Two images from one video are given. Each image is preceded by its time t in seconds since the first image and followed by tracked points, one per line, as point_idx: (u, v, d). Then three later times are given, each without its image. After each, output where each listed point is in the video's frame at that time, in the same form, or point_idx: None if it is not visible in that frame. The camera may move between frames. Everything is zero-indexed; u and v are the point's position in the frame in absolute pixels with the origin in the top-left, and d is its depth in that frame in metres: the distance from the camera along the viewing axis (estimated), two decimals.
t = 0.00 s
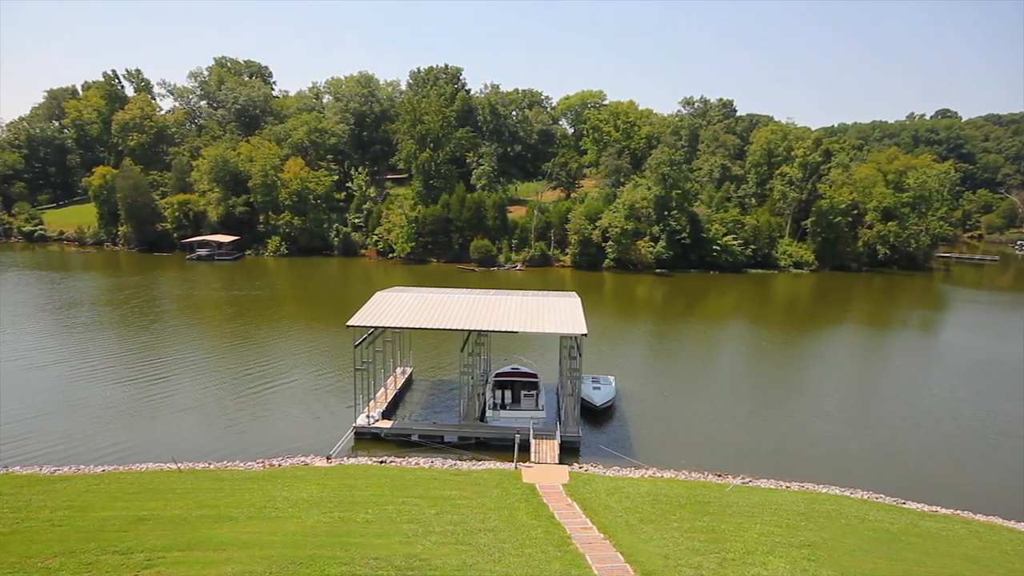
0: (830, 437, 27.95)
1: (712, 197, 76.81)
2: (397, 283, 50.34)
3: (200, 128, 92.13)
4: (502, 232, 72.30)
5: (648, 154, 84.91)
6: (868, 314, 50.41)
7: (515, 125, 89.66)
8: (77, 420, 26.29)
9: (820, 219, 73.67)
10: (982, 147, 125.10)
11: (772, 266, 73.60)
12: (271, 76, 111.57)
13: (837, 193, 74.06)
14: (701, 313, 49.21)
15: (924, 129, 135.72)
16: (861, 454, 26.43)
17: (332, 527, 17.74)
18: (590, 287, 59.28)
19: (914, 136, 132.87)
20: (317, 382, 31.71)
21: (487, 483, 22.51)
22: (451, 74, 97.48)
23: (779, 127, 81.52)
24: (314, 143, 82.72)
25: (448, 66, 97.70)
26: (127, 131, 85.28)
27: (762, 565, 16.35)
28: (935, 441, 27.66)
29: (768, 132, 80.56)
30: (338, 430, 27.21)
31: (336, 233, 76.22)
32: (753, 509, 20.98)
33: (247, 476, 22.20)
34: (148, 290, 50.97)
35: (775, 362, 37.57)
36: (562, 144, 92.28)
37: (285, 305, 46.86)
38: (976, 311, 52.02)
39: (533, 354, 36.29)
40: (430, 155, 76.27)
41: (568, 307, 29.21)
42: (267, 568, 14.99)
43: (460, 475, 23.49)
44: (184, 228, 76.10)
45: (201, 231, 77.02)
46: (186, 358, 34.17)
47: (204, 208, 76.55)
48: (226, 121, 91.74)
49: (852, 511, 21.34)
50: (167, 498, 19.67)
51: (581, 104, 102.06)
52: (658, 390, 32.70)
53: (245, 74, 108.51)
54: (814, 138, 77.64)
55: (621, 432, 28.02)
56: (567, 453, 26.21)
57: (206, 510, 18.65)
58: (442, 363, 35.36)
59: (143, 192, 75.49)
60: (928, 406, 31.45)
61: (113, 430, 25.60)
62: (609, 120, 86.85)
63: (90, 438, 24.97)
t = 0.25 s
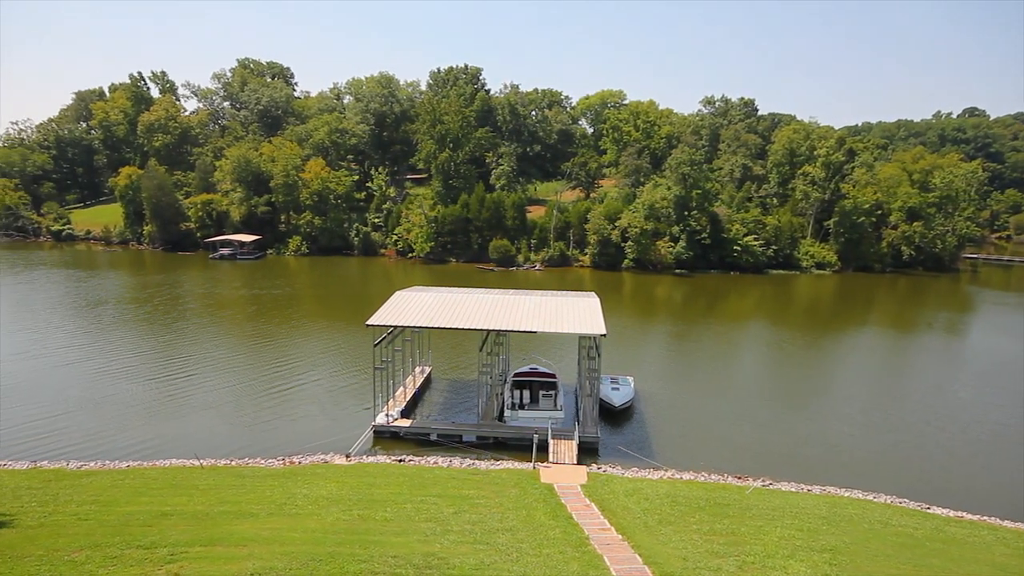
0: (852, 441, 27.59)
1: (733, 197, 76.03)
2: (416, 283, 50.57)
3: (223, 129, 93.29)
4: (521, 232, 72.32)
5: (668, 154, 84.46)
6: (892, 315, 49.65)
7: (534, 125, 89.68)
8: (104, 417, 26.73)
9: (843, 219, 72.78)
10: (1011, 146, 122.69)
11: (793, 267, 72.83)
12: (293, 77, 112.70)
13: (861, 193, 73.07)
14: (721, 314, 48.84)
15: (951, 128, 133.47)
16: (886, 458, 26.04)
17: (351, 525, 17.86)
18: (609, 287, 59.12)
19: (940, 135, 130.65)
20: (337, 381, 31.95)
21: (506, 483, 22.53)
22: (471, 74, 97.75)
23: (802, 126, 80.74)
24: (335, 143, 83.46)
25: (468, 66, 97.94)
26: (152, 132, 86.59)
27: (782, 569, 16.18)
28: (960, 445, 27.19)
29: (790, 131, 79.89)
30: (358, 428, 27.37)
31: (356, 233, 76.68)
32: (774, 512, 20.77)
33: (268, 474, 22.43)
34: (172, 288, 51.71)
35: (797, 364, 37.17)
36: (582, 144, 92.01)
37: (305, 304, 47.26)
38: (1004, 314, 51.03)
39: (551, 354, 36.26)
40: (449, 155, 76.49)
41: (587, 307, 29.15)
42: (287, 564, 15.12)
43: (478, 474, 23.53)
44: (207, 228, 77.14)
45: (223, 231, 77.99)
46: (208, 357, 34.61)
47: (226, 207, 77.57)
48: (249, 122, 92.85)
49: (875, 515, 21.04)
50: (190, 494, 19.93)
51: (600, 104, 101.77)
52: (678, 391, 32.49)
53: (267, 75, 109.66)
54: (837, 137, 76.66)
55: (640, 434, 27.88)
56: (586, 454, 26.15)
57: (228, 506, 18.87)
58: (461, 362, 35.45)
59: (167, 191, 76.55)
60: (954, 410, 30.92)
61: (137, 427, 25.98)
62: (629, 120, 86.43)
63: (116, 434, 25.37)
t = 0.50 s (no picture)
0: (875, 444, 27.22)
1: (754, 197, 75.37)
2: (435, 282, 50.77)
3: (246, 130, 94.41)
4: (540, 232, 72.29)
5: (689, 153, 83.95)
6: (916, 317, 48.91)
7: (554, 125, 89.66)
8: (129, 414, 27.15)
9: (866, 220, 71.90)
10: None
11: (815, 267, 72.01)
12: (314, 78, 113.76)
13: (885, 193, 72.04)
14: (741, 315, 48.44)
15: (978, 126, 131.07)
16: (909, 462, 25.68)
17: (369, 522, 17.97)
18: (628, 287, 58.89)
19: (967, 134, 128.41)
20: (356, 379, 32.18)
21: (524, 483, 22.52)
22: (490, 75, 97.92)
23: (825, 125, 79.86)
24: (355, 144, 84.13)
25: (487, 66, 98.15)
26: (177, 133, 87.78)
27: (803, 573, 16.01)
28: (986, 450, 26.70)
29: (813, 130, 79.08)
30: (377, 426, 27.53)
31: (376, 233, 77.14)
32: (794, 515, 20.55)
33: (288, 471, 22.64)
34: (195, 287, 52.42)
35: (818, 366, 36.74)
36: (602, 144, 91.77)
37: (325, 303, 47.65)
38: None
39: (570, 354, 36.18)
40: (469, 155, 76.69)
41: (606, 307, 29.06)
42: (307, 561, 15.26)
43: (497, 473, 23.57)
44: (229, 227, 78.12)
45: (245, 230, 78.95)
46: (230, 354, 35.06)
47: (249, 207, 78.63)
48: (271, 123, 93.90)
49: (899, 520, 20.73)
50: (212, 490, 20.20)
51: (620, 104, 101.41)
52: (697, 393, 32.30)
53: (289, 76, 110.75)
54: (861, 136, 75.79)
55: (658, 435, 27.74)
56: (604, 455, 26.08)
57: (249, 503, 19.09)
58: (480, 362, 35.53)
59: (191, 192, 77.58)
60: (979, 413, 30.39)
61: (162, 424, 26.35)
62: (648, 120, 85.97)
63: (140, 431, 25.74)
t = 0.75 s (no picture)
0: (898, 448, 26.81)
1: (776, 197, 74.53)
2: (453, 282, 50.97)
3: (268, 130, 95.50)
4: (559, 232, 72.22)
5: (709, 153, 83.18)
6: (941, 319, 48.05)
7: (573, 125, 89.53)
8: (152, 411, 27.54)
9: (890, 220, 70.82)
10: None
11: (838, 268, 71.05)
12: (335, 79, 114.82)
13: (910, 193, 70.88)
14: (761, 316, 47.99)
15: (1007, 125, 128.39)
16: (933, 467, 25.25)
17: (388, 520, 18.10)
18: (647, 288, 58.58)
19: (995, 132, 125.86)
20: (375, 378, 32.40)
21: (541, 483, 22.53)
22: (509, 75, 98.01)
23: (848, 124, 78.84)
24: (375, 144, 84.73)
25: (506, 66, 98.33)
26: (201, 134, 89.58)
27: None
28: (1014, 456, 26.17)
29: (836, 129, 78.12)
30: (396, 425, 27.68)
31: (395, 233, 77.58)
32: (815, 519, 20.30)
33: (308, 468, 22.89)
34: (217, 286, 53.14)
35: (839, 368, 36.27)
36: (621, 144, 91.43)
37: (345, 302, 48.02)
38: None
39: (588, 355, 36.11)
40: (488, 155, 76.86)
41: (625, 307, 28.97)
42: (327, 557, 15.41)
43: (514, 473, 23.61)
44: (251, 227, 79.04)
45: (267, 230, 79.87)
46: (252, 353, 35.48)
47: (270, 207, 79.54)
48: (292, 123, 94.93)
49: (923, 526, 20.39)
50: (234, 486, 20.47)
51: (640, 104, 100.88)
52: (716, 394, 32.02)
53: (310, 78, 111.81)
54: (885, 134, 74.69)
55: (677, 436, 27.57)
56: (622, 456, 26.00)
57: (270, 499, 19.34)
58: (498, 361, 35.59)
59: (215, 192, 78.69)
60: (1007, 418, 29.80)
61: (184, 421, 26.71)
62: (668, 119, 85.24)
63: (163, 428, 26.10)
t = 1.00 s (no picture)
0: (922, 453, 26.35)
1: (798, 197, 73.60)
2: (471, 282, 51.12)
3: (289, 131, 96.63)
4: (577, 232, 72.07)
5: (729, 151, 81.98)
6: (967, 322, 47.11)
7: (592, 125, 89.33)
8: (175, 408, 28.01)
9: (916, 220, 69.59)
10: None
11: (861, 269, 69.99)
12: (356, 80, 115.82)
13: (937, 193, 69.57)
14: (782, 317, 47.47)
15: None
16: (959, 472, 24.77)
17: (406, 518, 18.22)
18: (666, 288, 58.21)
19: None
20: (393, 377, 32.64)
21: (559, 483, 22.51)
22: (528, 75, 98.07)
23: (872, 123, 77.72)
24: (395, 144, 85.32)
25: (526, 66, 98.44)
26: (224, 135, 91.07)
27: None
28: None
29: (859, 129, 77.06)
30: (413, 424, 27.85)
31: (414, 232, 78.00)
32: (837, 524, 20.02)
33: (328, 465, 23.12)
34: (239, 284, 53.85)
35: (862, 371, 35.76)
36: (640, 143, 91.01)
37: (364, 301, 48.40)
38: None
39: (606, 355, 36.00)
40: (506, 155, 76.98)
41: (643, 308, 28.84)
42: (345, 554, 15.54)
43: (532, 473, 23.62)
44: (273, 226, 79.98)
45: (288, 230, 80.80)
46: (272, 351, 35.93)
47: (292, 207, 80.45)
48: (314, 124, 95.97)
49: (949, 532, 20.00)
50: (255, 483, 20.75)
51: (659, 103, 100.22)
52: (736, 396, 31.75)
53: (331, 79, 112.86)
54: (911, 133, 73.78)
55: (696, 438, 27.38)
56: (640, 457, 25.89)
57: (290, 495, 19.58)
58: (515, 361, 35.63)
59: (238, 192, 79.79)
60: None
61: (207, 418, 27.14)
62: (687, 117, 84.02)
63: (187, 424, 26.54)
